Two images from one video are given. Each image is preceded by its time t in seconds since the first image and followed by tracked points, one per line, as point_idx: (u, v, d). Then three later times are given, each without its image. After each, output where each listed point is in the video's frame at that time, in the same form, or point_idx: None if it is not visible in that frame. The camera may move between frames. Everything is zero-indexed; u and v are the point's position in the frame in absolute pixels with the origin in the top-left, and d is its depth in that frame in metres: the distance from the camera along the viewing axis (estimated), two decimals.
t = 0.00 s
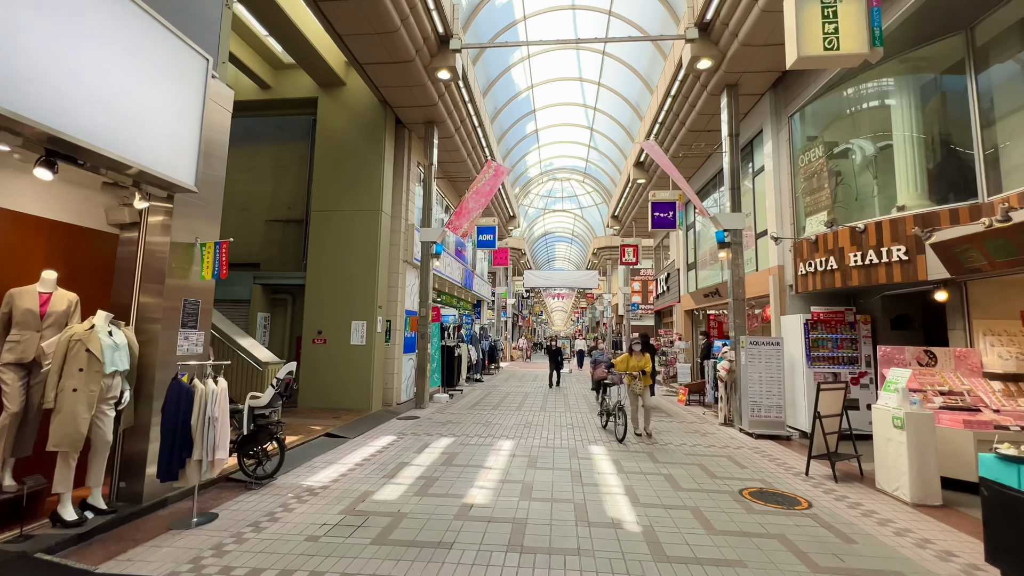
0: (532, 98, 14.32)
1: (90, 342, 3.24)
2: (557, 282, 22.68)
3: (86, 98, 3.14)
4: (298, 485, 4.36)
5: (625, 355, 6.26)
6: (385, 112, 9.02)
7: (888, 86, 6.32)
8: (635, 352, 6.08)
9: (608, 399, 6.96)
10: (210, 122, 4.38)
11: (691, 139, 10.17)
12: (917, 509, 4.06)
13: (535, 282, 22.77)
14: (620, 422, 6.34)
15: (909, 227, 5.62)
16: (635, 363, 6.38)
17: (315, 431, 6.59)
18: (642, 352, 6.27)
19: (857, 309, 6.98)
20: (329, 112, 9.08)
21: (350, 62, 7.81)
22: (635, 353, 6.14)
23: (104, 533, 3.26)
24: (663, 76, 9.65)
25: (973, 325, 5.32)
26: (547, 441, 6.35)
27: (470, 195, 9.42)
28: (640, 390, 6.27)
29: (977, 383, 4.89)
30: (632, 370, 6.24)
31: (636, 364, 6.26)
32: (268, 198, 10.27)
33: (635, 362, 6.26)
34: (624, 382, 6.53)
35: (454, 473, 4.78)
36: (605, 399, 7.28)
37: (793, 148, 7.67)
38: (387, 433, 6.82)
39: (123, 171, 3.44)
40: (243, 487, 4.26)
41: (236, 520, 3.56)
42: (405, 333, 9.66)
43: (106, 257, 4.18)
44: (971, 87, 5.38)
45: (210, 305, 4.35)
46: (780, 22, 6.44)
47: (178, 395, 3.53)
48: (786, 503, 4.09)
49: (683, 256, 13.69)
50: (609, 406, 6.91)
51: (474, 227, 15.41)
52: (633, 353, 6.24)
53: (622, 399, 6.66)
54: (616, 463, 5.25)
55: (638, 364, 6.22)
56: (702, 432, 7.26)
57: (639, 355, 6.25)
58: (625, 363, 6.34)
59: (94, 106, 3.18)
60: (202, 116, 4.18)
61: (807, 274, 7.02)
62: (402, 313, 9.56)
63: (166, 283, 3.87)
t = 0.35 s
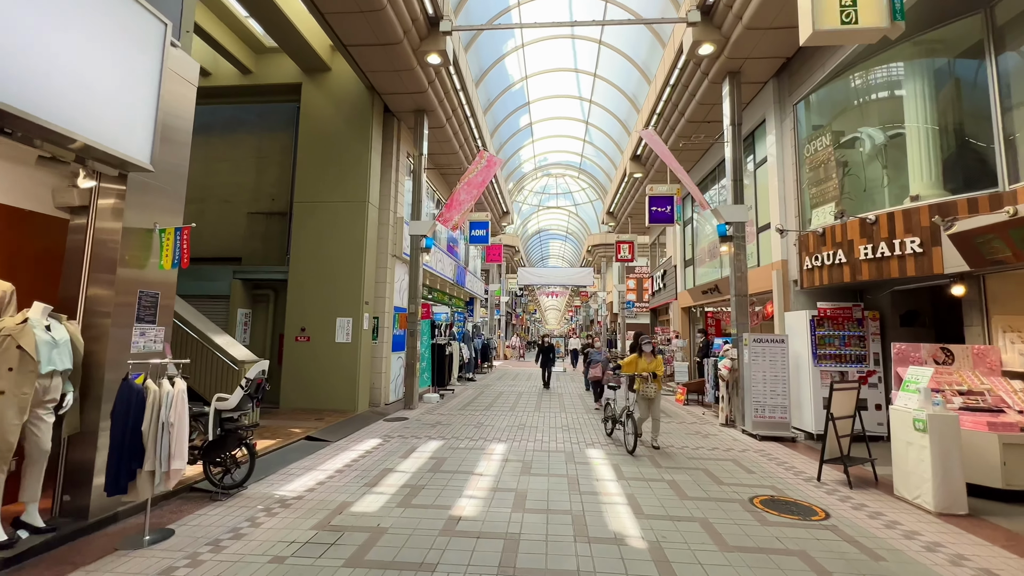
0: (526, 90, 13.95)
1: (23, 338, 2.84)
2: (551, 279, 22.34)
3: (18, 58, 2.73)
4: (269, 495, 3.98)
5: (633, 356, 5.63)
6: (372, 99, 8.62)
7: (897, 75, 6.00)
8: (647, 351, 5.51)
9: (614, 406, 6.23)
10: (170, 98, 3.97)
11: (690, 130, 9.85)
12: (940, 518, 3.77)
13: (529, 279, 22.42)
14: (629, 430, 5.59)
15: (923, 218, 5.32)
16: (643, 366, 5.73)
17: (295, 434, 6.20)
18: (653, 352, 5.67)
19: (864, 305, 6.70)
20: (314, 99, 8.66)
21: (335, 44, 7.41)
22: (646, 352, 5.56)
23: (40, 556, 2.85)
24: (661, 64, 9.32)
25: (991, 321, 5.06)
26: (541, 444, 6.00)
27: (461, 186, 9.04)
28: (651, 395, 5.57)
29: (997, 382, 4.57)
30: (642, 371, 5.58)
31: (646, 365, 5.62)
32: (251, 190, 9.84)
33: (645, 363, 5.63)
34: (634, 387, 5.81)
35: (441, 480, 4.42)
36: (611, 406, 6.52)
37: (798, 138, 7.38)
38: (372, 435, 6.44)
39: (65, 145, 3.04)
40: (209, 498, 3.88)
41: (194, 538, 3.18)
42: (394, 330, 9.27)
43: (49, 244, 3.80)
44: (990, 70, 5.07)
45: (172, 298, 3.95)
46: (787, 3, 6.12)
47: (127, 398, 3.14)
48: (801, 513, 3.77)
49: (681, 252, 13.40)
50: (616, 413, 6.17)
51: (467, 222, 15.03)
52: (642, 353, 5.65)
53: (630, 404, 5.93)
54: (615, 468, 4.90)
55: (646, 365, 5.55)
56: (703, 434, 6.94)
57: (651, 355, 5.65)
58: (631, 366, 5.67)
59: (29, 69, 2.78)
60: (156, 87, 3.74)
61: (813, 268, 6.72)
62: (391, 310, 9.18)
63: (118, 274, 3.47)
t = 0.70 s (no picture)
0: (520, 83, 13.60)
1: None
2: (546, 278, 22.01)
3: None
4: (239, 514, 3.62)
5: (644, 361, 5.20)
6: (359, 88, 8.22)
7: (909, 65, 5.71)
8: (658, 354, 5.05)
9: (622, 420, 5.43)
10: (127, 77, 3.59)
11: (690, 123, 9.54)
12: (970, 536, 3.47)
13: (523, 277, 22.08)
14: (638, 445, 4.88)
15: (941, 213, 5.03)
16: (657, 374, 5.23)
17: (274, 442, 5.82)
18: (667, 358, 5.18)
19: (874, 304, 6.43)
20: (298, 88, 8.25)
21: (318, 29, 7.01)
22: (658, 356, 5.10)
23: None
24: (661, 55, 9.01)
25: (1012, 321, 4.78)
26: (537, 451, 5.66)
27: (453, 179, 8.67)
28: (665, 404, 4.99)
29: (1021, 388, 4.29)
30: (654, 378, 5.11)
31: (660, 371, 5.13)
32: (233, 183, 9.41)
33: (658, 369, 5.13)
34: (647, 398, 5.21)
35: (429, 495, 4.07)
36: (619, 415, 5.73)
37: (804, 130, 7.08)
38: (358, 442, 6.08)
39: None
40: (170, 518, 3.51)
41: (146, 568, 2.81)
42: (382, 330, 8.90)
43: None
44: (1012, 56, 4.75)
45: (129, 297, 3.58)
46: None
47: (69, 411, 2.75)
48: (821, 532, 3.46)
49: (678, 250, 13.11)
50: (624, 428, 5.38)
51: (460, 218, 14.65)
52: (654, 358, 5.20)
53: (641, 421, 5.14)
54: (617, 480, 4.56)
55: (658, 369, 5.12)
56: (705, 439, 6.64)
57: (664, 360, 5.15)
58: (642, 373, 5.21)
59: None
60: (107, 63, 3.34)
61: (821, 265, 6.43)
62: (379, 309, 8.80)
63: (61, 269, 3.08)
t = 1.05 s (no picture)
0: (516, 75, 13.25)
1: None
2: (541, 275, 21.70)
3: None
4: (206, 531, 3.25)
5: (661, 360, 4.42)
6: (347, 74, 7.83)
7: (925, 51, 5.43)
8: (676, 352, 4.25)
9: (639, 433, 4.67)
10: (81, 47, 3.19)
11: (692, 114, 9.24)
12: (1007, 550, 3.19)
13: (518, 275, 21.75)
14: (659, 461, 4.18)
15: (962, 203, 4.75)
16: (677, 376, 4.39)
17: (254, 446, 5.45)
18: (689, 356, 4.35)
19: (885, 301, 6.18)
20: (282, 73, 7.84)
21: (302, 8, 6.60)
22: (676, 354, 4.30)
23: None
24: (662, 43, 8.72)
25: None
26: (534, 456, 5.33)
27: (445, 170, 8.30)
28: (686, 413, 4.20)
29: None
30: (671, 382, 4.31)
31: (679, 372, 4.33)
32: (215, 174, 8.99)
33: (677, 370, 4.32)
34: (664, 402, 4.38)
35: (418, 507, 3.72)
36: (631, 424, 4.97)
37: (812, 119, 6.80)
38: (344, 446, 5.72)
39: None
40: (129, 537, 3.14)
41: None
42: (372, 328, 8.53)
43: None
44: None
45: (81, 290, 3.21)
46: None
47: None
48: (847, 547, 3.17)
49: (676, 246, 12.86)
50: (641, 441, 4.62)
51: (453, 214, 14.30)
52: (674, 356, 4.39)
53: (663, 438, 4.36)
54: (622, 488, 4.25)
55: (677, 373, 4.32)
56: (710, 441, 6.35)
57: (684, 359, 4.33)
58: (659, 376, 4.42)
59: None
60: (49, 35, 2.95)
61: (830, 260, 6.15)
62: (368, 306, 8.42)
63: None
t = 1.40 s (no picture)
0: (509, 67, 12.91)
1: None
2: (534, 273, 21.38)
3: None
4: (163, 556, 2.89)
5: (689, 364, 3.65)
6: (333, 59, 7.42)
7: (938, 42, 5.15)
8: (710, 354, 3.47)
9: (660, 449, 3.94)
10: (6, 5, 2.79)
11: (692, 106, 8.96)
12: None
13: (511, 273, 21.41)
14: (693, 487, 3.43)
15: (983, 195, 4.48)
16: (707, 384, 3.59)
17: (229, 454, 5.07)
18: (722, 362, 3.63)
19: (895, 298, 5.92)
20: (264, 58, 7.44)
21: None
22: (709, 357, 3.54)
23: None
24: (661, 31, 8.42)
25: None
26: (530, 463, 5.00)
27: (437, 162, 7.94)
28: (725, 428, 3.39)
29: None
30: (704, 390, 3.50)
31: (713, 380, 3.57)
32: (194, 165, 8.55)
33: (710, 377, 3.56)
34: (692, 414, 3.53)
35: (404, 524, 3.38)
36: (650, 439, 4.24)
37: (819, 109, 6.53)
38: (328, 453, 5.36)
39: None
40: (73, 563, 2.77)
41: None
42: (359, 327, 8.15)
43: None
44: None
45: (17, 284, 2.83)
46: None
47: None
48: (877, 568, 2.88)
49: (673, 244, 12.60)
50: (662, 460, 3.90)
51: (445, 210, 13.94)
52: (705, 359, 3.63)
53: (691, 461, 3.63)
54: (625, 500, 3.93)
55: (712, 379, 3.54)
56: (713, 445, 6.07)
57: (718, 364, 3.60)
58: (686, 384, 3.62)
59: None
60: None
61: (840, 256, 5.88)
62: (355, 305, 8.05)
63: None
